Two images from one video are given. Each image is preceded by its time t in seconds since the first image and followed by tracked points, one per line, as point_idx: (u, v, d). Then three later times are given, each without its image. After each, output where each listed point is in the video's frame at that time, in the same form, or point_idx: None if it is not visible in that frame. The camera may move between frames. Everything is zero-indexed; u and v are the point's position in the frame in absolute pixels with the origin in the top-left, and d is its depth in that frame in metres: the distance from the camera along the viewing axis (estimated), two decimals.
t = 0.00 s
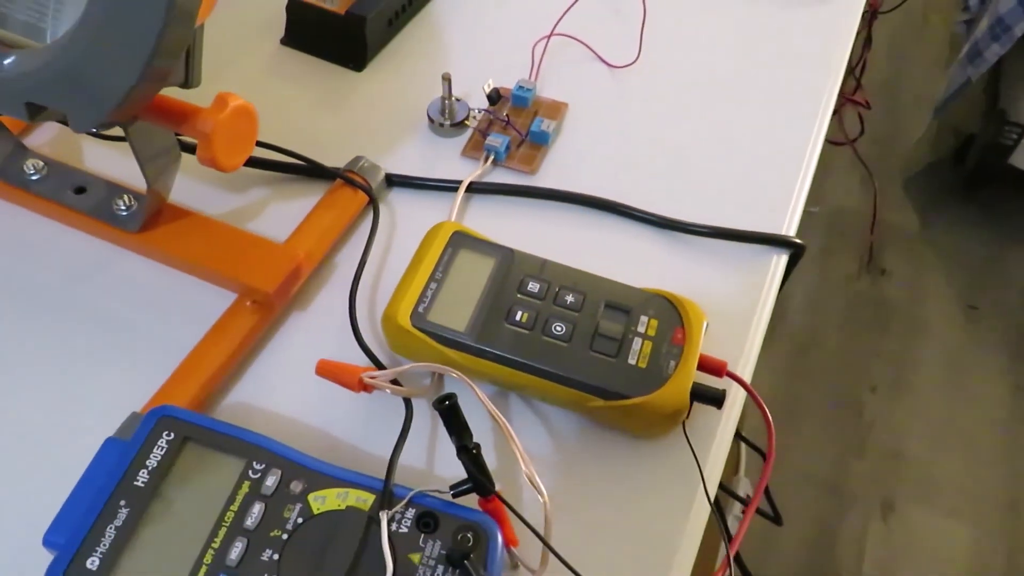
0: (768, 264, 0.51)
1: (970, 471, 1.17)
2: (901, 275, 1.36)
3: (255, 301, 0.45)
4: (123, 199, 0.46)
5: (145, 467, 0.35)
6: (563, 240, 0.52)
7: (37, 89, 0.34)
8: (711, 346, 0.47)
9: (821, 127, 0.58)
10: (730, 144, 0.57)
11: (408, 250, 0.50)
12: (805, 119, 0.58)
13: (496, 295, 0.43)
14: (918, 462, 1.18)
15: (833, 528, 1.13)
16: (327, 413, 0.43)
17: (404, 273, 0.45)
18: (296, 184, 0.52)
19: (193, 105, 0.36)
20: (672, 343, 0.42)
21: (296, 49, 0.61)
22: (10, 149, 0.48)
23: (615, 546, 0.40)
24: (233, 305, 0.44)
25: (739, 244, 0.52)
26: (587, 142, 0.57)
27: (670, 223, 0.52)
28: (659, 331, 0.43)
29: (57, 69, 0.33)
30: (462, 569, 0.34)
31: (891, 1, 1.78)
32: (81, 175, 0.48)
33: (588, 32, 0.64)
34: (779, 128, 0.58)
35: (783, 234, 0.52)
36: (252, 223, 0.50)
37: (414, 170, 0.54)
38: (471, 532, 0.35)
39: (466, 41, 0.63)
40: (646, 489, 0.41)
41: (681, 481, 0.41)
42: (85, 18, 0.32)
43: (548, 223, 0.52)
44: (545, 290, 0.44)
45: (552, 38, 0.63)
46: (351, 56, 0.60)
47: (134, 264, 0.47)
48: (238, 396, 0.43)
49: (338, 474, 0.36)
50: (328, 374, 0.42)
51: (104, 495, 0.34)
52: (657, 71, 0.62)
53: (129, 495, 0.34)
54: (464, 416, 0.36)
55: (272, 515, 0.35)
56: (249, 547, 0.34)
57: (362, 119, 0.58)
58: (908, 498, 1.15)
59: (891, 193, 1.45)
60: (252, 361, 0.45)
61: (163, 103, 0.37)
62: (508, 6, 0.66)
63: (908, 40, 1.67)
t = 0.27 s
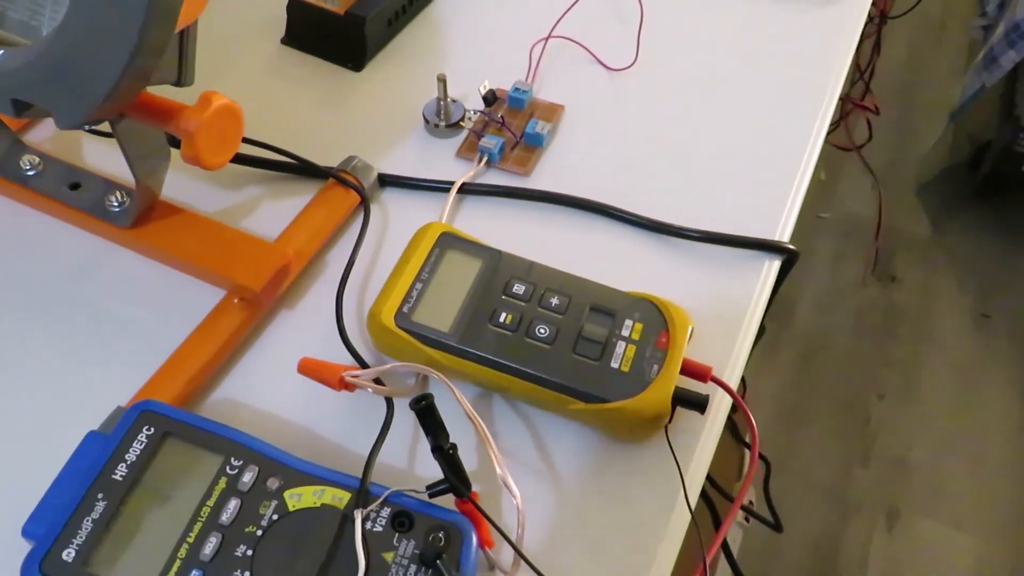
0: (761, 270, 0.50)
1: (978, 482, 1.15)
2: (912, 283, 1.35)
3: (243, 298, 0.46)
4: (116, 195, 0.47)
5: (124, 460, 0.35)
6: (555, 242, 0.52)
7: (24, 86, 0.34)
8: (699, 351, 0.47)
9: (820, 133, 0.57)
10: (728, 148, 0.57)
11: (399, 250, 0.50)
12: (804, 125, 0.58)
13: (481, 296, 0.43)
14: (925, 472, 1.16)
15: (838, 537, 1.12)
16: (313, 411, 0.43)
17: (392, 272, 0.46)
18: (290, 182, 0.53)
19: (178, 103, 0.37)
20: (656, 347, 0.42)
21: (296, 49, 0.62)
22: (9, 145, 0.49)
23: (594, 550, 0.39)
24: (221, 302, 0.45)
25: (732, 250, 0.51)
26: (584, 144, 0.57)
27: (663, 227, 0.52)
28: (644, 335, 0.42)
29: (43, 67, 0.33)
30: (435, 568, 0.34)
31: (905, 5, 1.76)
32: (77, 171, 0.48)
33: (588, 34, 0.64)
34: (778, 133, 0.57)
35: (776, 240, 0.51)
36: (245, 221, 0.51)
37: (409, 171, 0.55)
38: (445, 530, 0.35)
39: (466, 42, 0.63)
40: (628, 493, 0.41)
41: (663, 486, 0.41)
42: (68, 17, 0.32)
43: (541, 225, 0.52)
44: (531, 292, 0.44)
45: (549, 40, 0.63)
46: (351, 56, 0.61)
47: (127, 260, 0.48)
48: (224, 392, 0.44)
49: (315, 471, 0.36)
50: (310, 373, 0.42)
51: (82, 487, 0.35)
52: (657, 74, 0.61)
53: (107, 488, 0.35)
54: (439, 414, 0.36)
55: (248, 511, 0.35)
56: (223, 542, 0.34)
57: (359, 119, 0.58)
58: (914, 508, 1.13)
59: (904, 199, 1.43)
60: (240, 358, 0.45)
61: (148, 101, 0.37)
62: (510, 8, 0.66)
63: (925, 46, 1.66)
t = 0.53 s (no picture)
0: (744, 281, 0.50)
1: (981, 497, 1.14)
2: (918, 294, 1.33)
3: (221, 302, 0.46)
4: (99, 196, 0.47)
5: (90, 463, 0.36)
6: (538, 250, 0.51)
7: None
8: (677, 362, 0.46)
9: (809, 143, 0.57)
10: (717, 158, 0.56)
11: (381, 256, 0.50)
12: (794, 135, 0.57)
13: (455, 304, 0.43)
14: (927, 486, 1.15)
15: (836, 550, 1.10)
16: (287, 416, 0.43)
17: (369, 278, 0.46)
18: (275, 186, 0.53)
19: (151, 107, 0.37)
20: (629, 358, 0.42)
21: (288, 53, 0.62)
22: None
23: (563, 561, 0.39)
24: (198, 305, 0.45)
25: (716, 260, 0.51)
26: (571, 152, 0.57)
27: (647, 236, 0.51)
28: (618, 346, 0.42)
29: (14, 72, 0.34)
30: None
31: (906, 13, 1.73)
32: (61, 173, 0.49)
33: (579, 42, 0.64)
34: (768, 144, 0.57)
35: (760, 251, 0.51)
36: (228, 225, 0.51)
37: (394, 176, 0.55)
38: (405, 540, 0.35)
39: (458, 49, 0.63)
40: (599, 504, 0.41)
41: (635, 498, 0.41)
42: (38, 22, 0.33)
43: (524, 233, 0.52)
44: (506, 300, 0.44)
45: (538, 48, 0.63)
46: (341, 61, 0.61)
47: (111, 262, 0.48)
48: (200, 395, 0.44)
49: (280, 476, 0.36)
50: (282, 378, 0.42)
51: (47, 489, 0.35)
52: (648, 83, 0.61)
53: (73, 490, 0.35)
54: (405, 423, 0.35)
55: (211, 515, 0.35)
56: (185, 546, 0.34)
57: (347, 124, 0.58)
58: (915, 522, 1.12)
59: (911, 210, 1.42)
60: (218, 361, 0.45)
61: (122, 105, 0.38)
62: (503, 15, 0.66)
63: (936, 55, 1.64)
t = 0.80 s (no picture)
0: (733, 305, 0.49)
1: (992, 526, 1.11)
2: (931, 316, 1.31)
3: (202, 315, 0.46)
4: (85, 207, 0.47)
5: (58, 476, 0.36)
6: (525, 269, 0.51)
7: None
8: (662, 388, 0.46)
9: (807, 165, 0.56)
10: (712, 178, 0.55)
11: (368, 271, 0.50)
12: (793, 157, 0.56)
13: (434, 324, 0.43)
14: (936, 513, 1.12)
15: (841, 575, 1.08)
16: (264, 431, 0.43)
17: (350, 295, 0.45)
18: (265, 199, 0.53)
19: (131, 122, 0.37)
20: (607, 383, 0.41)
21: (286, 65, 0.62)
22: None
23: None
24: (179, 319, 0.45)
25: (706, 283, 0.50)
26: (565, 170, 0.56)
27: (636, 257, 0.50)
28: (597, 370, 0.42)
29: None
30: None
31: (919, 31, 1.70)
32: (51, 183, 0.49)
33: (578, 59, 0.63)
34: (765, 165, 0.56)
35: (752, 274, 0.50)
36: (215, 237, 0.51)
37: (386, 191, 0.55)
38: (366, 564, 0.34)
39: (456, 64, 0.63)
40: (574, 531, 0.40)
41: (610, 526, 0.40)
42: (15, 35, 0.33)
43: (512, 251, 0.52)
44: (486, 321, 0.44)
45: (534, 64, 0.63)
46: (338, 74, 0.61)
47: (98, 272, 0.48)
48: (178, 408, 0.44)
49: (246, 495, 0.36)
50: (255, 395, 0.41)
51: (14, 501, 0.35)
52: (646, 101, 0.60)
53: (38, 503, 0.35)
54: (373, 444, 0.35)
55: (175, 532, 0.35)
56: (147, 563, 0.34)
57: (342, 137, 0.58)
58: (922, 549, 1.10)
59: (926, 230, 1.40)
60: (198, 374, 0.45)
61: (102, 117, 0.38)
62: (502, 31, 0.65)
63: (957, 74, 1.62)
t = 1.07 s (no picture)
0: (735, 328, 0.47)
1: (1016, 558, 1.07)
2: (960, 338, 1.27)
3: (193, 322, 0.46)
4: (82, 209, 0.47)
5: (33, 482, 0.35)
6: (523, 284, 0.50)
7: None
8: (656, 412, 0.44)
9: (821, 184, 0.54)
10: (721, 196, 0.54)
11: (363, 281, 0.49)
12: (807, 175, 0.55)
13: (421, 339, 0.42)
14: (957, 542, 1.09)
15: None
16: (249, 441, 0.42)
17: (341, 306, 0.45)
18: (264, 205, 0.53)
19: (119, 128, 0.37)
20: (596, 407, 0.40)
21: (296, 70, 0.62)
22: None
23: None
24: (169, 325, 0.45)
25: (708, 304, 0.48)
26: (570, 182, 0.55)
27: (637, 275, 0.49)
28: (586, 393, 0.40)
29: None
30: None
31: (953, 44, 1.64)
32: (51, 184, 0.49)
33: (591, 70, 0.62)
34: (777, 183, 0.54)
35: (757, 297, 0.48)
36: (212, 242, 0.51)
37: (387, 199, 0.54)
38: None
39: (466, 72, 0.62)
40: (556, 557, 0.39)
41: (595, 553, 0.39)
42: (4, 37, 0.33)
43: (511, 265, 0.51)
44: (476, 338, 0.43)
45: (543, 74, 0.62)
46: (346, 80, 0.60)
47: (94, 273, 0.48)
48: (165, 415, 0.43)
49: (219, 509, 0.36)
50: (236, 406, 0.41)
51: None
52: (657, 114, 0.59)
53: (12, 509, 0.35)
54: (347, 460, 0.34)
55: (145, 544, 0.35)
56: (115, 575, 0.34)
57: (347, 144, 0.57)
58: None
59: (957, 249, 1.36)
60: (187, 380, 0.45)
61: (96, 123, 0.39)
62: (515, 39, 0.65)
63: (995, 90, 1.57)
